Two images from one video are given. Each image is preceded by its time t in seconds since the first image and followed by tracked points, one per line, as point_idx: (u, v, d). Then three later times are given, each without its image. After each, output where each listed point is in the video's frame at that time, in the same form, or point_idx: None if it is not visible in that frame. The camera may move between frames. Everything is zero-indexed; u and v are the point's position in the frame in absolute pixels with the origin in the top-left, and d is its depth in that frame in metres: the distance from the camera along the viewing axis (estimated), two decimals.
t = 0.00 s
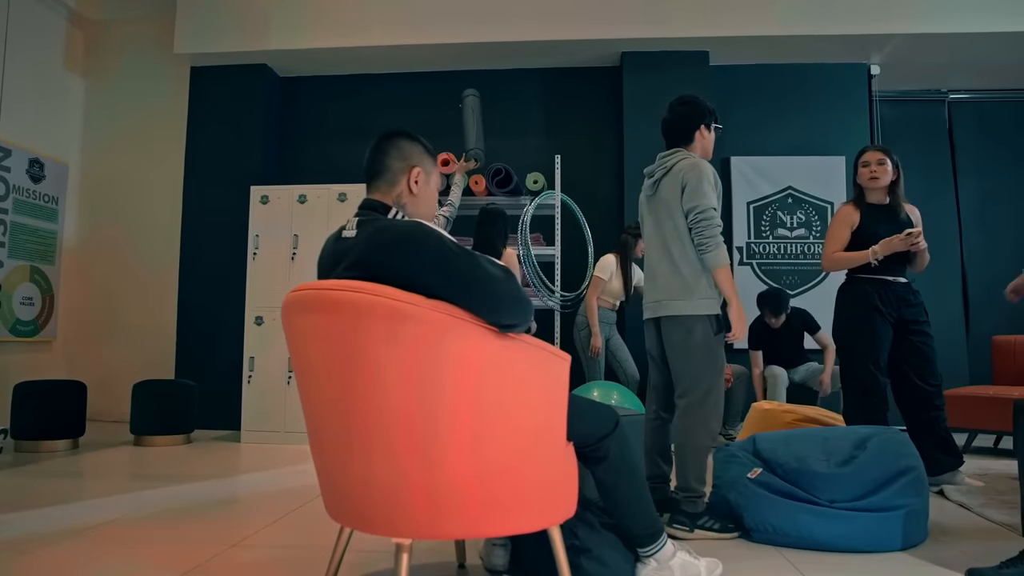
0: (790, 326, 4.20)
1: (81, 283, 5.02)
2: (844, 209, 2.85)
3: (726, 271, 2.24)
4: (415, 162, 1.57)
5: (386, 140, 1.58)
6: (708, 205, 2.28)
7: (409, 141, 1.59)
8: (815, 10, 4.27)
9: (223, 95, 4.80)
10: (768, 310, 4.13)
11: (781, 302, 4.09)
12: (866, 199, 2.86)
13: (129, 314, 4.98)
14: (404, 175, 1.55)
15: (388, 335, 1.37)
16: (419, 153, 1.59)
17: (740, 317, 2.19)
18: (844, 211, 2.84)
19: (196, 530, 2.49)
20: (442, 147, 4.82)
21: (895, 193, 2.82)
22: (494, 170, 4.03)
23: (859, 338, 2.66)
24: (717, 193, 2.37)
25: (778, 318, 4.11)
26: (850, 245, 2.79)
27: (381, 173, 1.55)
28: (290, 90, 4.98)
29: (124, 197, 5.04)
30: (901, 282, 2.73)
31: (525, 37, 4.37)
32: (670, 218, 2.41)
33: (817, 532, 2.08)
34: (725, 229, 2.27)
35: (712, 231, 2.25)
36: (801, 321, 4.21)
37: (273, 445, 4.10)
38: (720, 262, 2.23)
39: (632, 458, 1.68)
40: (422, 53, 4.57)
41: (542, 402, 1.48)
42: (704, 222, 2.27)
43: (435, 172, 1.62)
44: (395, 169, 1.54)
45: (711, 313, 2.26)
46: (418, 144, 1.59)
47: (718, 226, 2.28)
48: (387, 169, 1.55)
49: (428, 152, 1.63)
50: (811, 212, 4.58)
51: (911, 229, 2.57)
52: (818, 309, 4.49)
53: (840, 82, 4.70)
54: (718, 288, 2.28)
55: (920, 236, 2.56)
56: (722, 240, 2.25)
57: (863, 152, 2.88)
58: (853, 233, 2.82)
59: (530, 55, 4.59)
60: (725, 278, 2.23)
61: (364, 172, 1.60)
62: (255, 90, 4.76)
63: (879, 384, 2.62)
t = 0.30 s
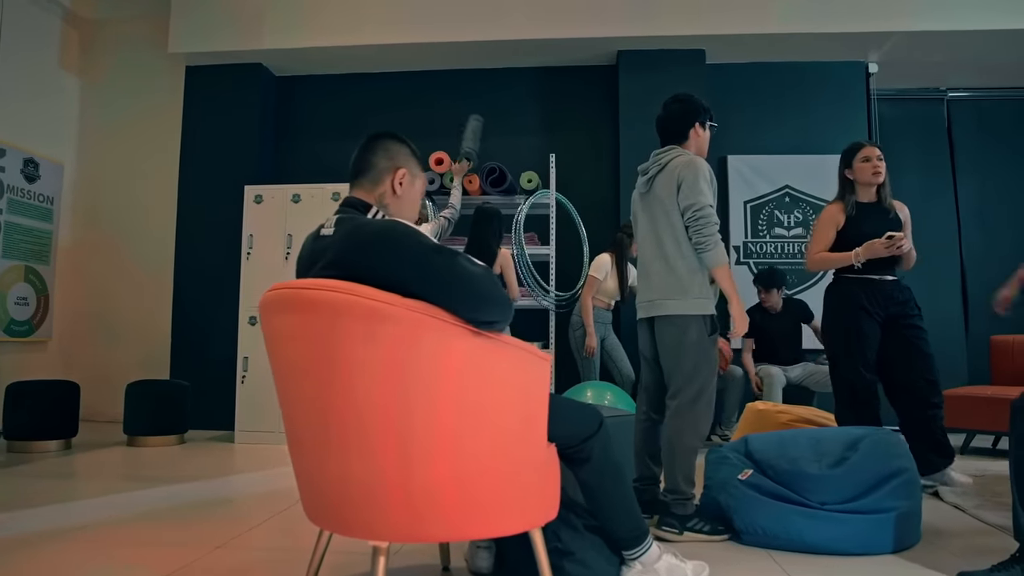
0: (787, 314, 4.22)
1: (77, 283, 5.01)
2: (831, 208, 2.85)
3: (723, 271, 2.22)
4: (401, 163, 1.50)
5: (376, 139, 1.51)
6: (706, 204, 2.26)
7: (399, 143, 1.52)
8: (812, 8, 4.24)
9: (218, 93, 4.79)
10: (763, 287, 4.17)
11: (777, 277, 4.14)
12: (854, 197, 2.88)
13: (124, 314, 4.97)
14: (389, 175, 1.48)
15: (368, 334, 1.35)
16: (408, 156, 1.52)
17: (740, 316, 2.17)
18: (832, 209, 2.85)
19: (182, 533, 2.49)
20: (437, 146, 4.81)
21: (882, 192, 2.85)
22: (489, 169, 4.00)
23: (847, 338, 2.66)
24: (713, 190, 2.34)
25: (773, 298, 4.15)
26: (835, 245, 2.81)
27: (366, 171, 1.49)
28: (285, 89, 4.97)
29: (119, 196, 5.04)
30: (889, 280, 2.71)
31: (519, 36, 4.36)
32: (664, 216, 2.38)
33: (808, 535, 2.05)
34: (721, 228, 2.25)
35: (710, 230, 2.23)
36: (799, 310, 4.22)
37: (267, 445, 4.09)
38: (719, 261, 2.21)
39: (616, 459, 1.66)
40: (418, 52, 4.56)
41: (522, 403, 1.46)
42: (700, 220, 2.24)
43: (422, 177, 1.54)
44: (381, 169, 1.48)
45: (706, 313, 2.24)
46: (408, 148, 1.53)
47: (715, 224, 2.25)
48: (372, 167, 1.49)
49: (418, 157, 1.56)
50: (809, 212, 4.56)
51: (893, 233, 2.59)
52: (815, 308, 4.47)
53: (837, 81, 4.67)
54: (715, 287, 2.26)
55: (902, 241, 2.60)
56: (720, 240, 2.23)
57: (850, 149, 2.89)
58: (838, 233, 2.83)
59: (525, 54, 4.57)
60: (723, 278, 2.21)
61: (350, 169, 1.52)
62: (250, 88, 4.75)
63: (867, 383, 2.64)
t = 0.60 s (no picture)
0: (787, 310, 4.20)
1: (75, 284, 5.01)
2: (826, 207, 2.88)
3: (715, 270, 2.19)
4: (382, 160, 1.48)
5: (357, 135, 1.49)
6: (700, 202, 2.21)
7: (380, 139, 1.50)
8: (811, 4, 4.21)
9: (215, 93, 4.78)
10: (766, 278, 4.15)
11: (779, 268, 4.13)
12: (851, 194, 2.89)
13: (121, 314, 4.96)
14: (369, 172, 1.46)
15: (348, 336, 1.33)
16: (389, 153, 1.50)
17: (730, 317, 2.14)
18: (828, 210, 2.88)
19: (170, 534, 2.48)
20: (434, 146, 4.79)
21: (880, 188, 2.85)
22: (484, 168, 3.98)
23: (844, 339, 2.75)
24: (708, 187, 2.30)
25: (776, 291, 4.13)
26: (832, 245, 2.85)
27: (346, 169, 1.46)
28: (282, 88, 4.96)
29: (117, 195, 5.03)
30: (885, 278, 2.76)
31: (516, 34, 4.34)
32: (657, 214, 2.34)
33: (800, 537, 2.03)
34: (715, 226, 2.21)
35: (703, 229, 2.19)
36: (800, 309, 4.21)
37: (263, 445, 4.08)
38: (711, 260, 2.17)
39: (601, 459, 1.63)
40: (414, 51, 4.54)
41: (505, 404, 1.44)
42: (693, 218, 2.21)
43: (404, 174, 1.52)
44: (362, 166, 1.46)
45: (700, 313, 2.20)
46: (389, 145, 1.50)
47: (709, 222, 2.22)
48: (352, 164, 1.46)
49: (401, 154, 1.54)
50: (808, 211, 4.53)
51: (886, 235, 2.62)
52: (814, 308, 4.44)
53: (838, 78, 4.64)
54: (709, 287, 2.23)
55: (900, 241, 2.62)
56: (714, 239, 2.20)
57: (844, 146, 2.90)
58: (835, 233, 2.86)
59: (523, 52, 4.55)
60: (715, 278, 2.17)
61: (330, 166, 1.50)
62: (246, 88, 4.74)
63: (863, 381, 2.74)
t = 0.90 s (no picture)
0: (792, 309, 4.19)
1: (72, 284, 5.01)
2: (830, 206, 2.91)
3: (705, 269, 2.15)
4: (359, 156, 1.46)
5: (334, 131, 1.47)
6: (690, 199, 2.18)
7: (357, 134, 1.47)
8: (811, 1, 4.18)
9: (211, 92, 4.77)
10: (772, 274, 4.15)
11: (786, 265, 4.12)
12: (858, 190, 2.89)
13: (118, 313, 4.95)
14: (345, 170, 1.44)
15: (324, 333, 1.30)
16: (367, 149, 1.48)
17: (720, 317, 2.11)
18: (831, 208, 2.91)
19: (155, 535, 2.46)
20: (430, 144, 4.78)
21: (887, 183, 2.82)
22: (479, 167, 3.95)
23: (844, 338, 2.76)
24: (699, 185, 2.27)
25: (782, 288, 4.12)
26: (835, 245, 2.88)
27: (322, 166, 1.44)
28: (279, 87, 4.96)
29: (113, 195, 5.03)
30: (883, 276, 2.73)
31: (513, 32, 4.31)
32: (648, 212, 2.31)
33: (790, 540, 1.99)
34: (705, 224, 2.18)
35: (693, 227, 2.16)
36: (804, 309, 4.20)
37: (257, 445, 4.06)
38: (701, 259, 2.14)
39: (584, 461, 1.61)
40: (411, 49, 4.52)
41: (484, 405, 1.42)
42: (683, 216, 2.18)
43: (382, 170, 1.50)
44: (338, 163, 1.43)
45: (690, 312, 2.17)
46: (367, 141, 1.48)
47: (699, 221, 2.19)
48: (328, 161, 1.44)
49: (380, 150, 1.51)
50: (807, 209, 4.50)
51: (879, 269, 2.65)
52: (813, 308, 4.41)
53: (838, 76, 4.60)
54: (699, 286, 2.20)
55: (903, 257, 2.66)
56: (704, 237, 2.17)
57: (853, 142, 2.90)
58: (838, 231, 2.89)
59: (520, 51, 4.52)
60: (705, 277, 2.14)
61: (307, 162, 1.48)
62: (243, 86, 4.73)
63: (860, 382, 2.74)
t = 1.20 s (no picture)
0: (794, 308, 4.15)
1: (68, 284, 5.00)
2: (834, 205, 2.91)
3: (697, 269, 2.13)
4: (338, 153, 1.44)
5: (313, 129, 1.45)
6: (681, 198, 2.15)
7: (336, 131, 1.45)
8: None
9: (206, 91, 4.77)
10: (773, 273, 4.11)
11: (788, 263, 4.09)
12: (862, 189, 2.87)
13: (114, 313, 4.95)
14: (325, 168, 1.42)
15: (303, 334, 1.28)
16: (347, 146, 1.45)
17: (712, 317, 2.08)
18: (834, 206, 2.90)
19: (143, 535, 2.45)
20: (427, 144, 4.76)
21: (890, 182, 2.79)
22: (474, 166, 3.94)
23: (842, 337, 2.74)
24: (691, 183, 2.24)
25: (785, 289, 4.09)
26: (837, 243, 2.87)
27: (301, 163, 1.42)
28: (275, 87, 4.95)
29: (110, 194, 5.03)
30: (879, 277, 2.72)
31: (508, 31, 4.29)
32: (639, 211, 2.29)
33: (780, 544, 1.97)
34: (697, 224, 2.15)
35: (684, 226, 2.14)
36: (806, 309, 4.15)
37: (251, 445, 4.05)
38: (693, 259, 2.11)
39: (568, 463, 1.59)
40: (407, 48, 4.51)
41: (465, 406, 1.40)
42: (675, 215, 2.15)
43: (362, 167, 1.48)
44: (316, 162, 1.41)
45: (681, 313, 2.15)
46: (348, 139, 1.46)
47: (691, 220, 2.16)
48: (307, 159, 1.42)
49: (361, 148, 1.49)
50: (805, 209, 4.47)
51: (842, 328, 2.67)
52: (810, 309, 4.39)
53: (837, 75, 4.57)
54: (691, 286, 2.17)
55: (919, 293, 2.65)
56: (696, 237, 2.14)
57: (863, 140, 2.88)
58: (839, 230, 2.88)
59: (515, 50, 4.51)
60: (697, 278, 2.11)
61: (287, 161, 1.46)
62: (239, 86, 4.72)
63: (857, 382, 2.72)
